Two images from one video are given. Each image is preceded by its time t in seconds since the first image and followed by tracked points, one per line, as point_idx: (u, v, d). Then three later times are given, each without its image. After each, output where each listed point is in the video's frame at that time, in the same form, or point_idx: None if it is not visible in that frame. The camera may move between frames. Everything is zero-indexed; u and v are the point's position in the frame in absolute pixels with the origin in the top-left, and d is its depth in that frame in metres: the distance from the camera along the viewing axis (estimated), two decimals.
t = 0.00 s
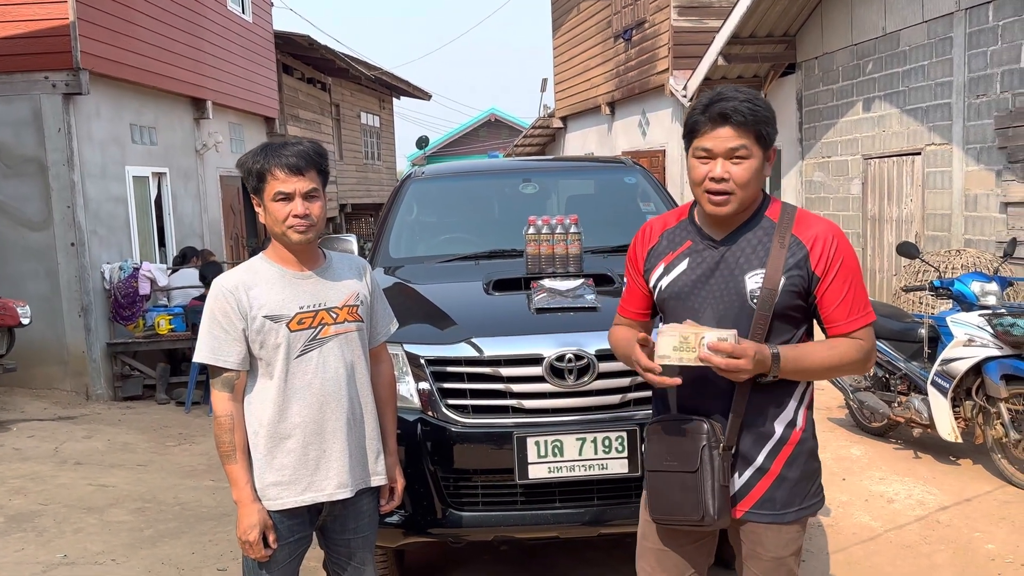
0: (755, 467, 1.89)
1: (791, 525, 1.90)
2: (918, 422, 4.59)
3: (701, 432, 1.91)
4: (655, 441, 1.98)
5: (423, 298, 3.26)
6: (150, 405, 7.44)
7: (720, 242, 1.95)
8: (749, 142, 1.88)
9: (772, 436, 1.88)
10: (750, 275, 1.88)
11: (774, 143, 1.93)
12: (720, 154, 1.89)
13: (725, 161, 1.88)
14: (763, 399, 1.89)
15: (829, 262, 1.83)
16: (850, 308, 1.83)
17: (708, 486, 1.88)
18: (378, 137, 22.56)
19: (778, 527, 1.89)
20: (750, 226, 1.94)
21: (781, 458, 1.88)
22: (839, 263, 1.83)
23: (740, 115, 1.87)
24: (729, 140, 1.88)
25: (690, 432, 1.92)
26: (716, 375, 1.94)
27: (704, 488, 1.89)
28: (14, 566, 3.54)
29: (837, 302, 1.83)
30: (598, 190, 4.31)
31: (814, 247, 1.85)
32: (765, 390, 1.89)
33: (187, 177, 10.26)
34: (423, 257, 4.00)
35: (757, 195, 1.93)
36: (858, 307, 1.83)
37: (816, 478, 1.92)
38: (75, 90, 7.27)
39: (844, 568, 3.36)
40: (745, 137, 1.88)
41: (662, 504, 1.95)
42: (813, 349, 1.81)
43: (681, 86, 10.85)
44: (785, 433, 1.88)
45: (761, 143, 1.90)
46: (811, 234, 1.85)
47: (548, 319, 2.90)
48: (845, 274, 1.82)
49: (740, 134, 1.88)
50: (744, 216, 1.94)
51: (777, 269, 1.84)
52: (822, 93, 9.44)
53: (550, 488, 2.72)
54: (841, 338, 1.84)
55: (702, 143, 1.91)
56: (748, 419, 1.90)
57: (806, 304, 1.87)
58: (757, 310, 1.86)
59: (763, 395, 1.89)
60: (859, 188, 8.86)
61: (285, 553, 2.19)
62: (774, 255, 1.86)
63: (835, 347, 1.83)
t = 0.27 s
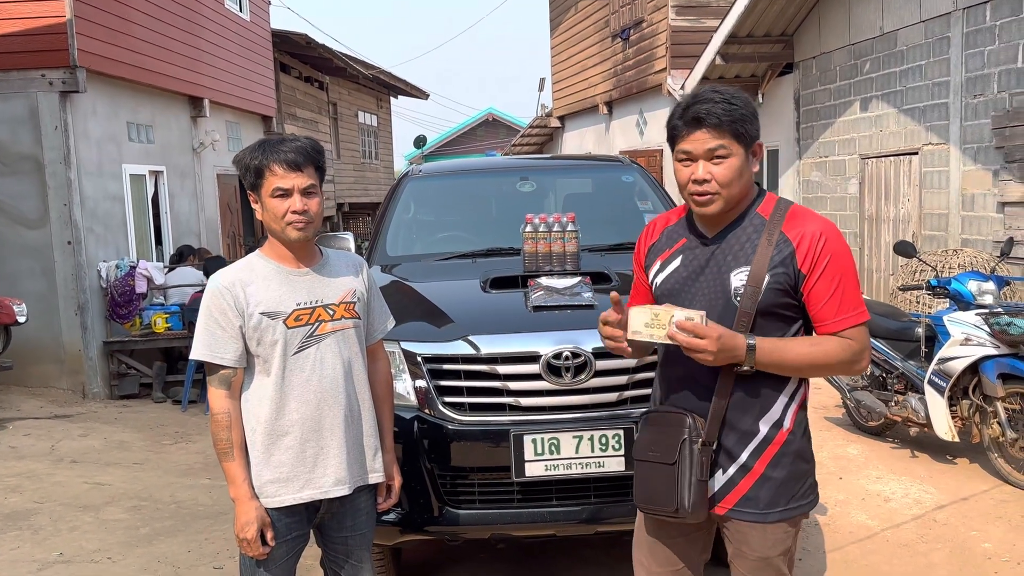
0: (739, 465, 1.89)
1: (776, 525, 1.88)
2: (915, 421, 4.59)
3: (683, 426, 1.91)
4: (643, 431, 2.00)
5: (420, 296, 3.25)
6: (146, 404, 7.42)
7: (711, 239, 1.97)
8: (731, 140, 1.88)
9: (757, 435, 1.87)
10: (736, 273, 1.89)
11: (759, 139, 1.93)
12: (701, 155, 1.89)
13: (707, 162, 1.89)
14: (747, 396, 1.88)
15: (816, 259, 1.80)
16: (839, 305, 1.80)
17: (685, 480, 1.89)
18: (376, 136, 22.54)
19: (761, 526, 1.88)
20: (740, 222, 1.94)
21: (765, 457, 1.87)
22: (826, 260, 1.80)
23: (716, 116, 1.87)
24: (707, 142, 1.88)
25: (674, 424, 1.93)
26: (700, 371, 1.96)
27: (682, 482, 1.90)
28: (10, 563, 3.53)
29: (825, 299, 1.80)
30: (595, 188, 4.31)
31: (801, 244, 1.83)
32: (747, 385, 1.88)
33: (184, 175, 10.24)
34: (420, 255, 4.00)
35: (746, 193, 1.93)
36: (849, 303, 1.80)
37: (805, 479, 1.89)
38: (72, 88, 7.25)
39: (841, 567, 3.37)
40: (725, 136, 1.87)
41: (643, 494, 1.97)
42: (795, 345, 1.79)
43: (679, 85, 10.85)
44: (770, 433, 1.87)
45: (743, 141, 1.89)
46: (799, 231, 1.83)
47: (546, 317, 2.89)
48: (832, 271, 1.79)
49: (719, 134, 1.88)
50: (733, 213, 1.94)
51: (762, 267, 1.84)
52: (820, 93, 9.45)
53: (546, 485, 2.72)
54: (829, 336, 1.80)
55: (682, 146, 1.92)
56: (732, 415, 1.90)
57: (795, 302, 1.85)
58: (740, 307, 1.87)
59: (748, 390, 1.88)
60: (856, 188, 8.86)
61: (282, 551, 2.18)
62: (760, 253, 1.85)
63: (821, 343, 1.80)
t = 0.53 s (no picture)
0: (714, 463, 1.91)
1: (758, 527, 1.88)
2: (911, 420, 4.60)
3: (658, 421, 1.96)
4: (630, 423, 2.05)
5: (416, 294, 3.26)
6: (143, 402, 7.41)
7: (699, 235, 2.00)
8: (728, 133, 1.88)
9: (731, 435, 1.88)
10: (709, 270, 1.91)
11: (760, 140, 1.93)
12: (700, 143, 1.90)
13: (703, 152, 1.90)
14: (721, 395, 1.89)
15: (782, 256, 1.79)
16: (807, 304, 1.77)
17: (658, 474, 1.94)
18: (374, 135, 22.53)
19: (738, 527, 1.89)
20: (725, 219, 1.94)
21: (740, 458, 1.87)
22: (793, 258, 1.77)
23: (722, 107, 1.87)
24: (710, 131, 1.88)
25: (650, 418, 1.98)
26: (677, 367, 1.99)
27: (655, 476, 1.95)
28: (5, 562, 3.53)
29: (791, 297, 1.78)
30: (592, 187, 4.31)
31: (768, 241, 1.81)
32: (733, 384, 1.88)
33: (181, 173, 10.23)
34: (417, 253, 3.99)
35: (737, 190, 1.93)
36: (813, 301, 1.76)
37: (784, 484, 1.87)
38: (69, 86, 7.23)
39: (836, 566, 3.37)
40: (727, 129, 1.88)
41: (625, 484, 2.03)
42: (752, 341, 1.79)
43: (677, 84, 10.85)
44: (745, 434, 1.87)
45: (742, 138, 1.89)
46: (770, 229, 1.82)
47: (542, 315, 2.89)
48: (798, 269, 1.76)
49: (720, 125, 1.88)
50: (721, 210, 1.96)
51: (731, 264, 1.85)
52: (817, 92, 9.46)
53: (542, 484, 2.72)
54: (795, 335, 1.78)
55: (681, 134, 1.93)
56: (706, 413, 1.92)
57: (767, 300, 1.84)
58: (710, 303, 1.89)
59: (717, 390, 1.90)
60: (854, 187, 8.86)
61: (279, 549, 2.18)
62: (733, 249, 1.86)
63: (785, 342, 1.78)
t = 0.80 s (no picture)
0: (698, 461, 1.91)
1: (748, 528, 1.88)
2: (908, 420, 4.60)
3: (641, 416, 1.98)
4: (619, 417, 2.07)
5: (414, 293, 3.25)
6: (141, 400, 7.41)
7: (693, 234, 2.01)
8: (723, 131, 1.88)
9: (715, 434, 1.89)
10: (698, 269, 1.92)
11: (755, 139, 1.93)
12: (693, 142, 1.91)
13: (696, 148, 1.91)
14: (705, 394, 1.90)
15: (763, 256, 1.79)
16: (782, 306, 1.76)
17: (640, 468, 1.96)
18: (373, 134, 22.53)
19: (720, 526, 1.89)
20: (717, 219, 1.95)
21: (723, 457, 1.88)
22: (773, 259, 1.77)
23: (716, 104, 1.88)
24: (702, 129, 1.89)
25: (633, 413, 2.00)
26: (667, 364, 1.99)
27: (637, 470, 1.97)
28: (2, 559, 3.53)
29: (769, 297, 1.78)
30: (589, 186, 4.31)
31: (752, 242, 1.82)
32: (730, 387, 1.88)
33: (179, 172, 10.22)
34: (415, 252, 4.00)
35: (729, 189, 1.93)
36: (789, 304, 1.76)
37: (767, 486, 1.87)
38: (67, 84, 7.23)
39: (833, 565, 3.37)
40: (719, 127, 1.88)
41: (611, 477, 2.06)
42: (727, 338, 1.80)
43: (675, 84, 10.86)
44: (728, 434, 1.88)
45: (735, 136, 1.89)
46: (756, 230, 1.82)
47: (539, 314, 2.90)
48: (777, 270, 1.76)
49: (715, 123, 1.89)
50: (713, 209, 1.97)
51: (717, 262, 1.86)
52: (816, 92, 9.46)
53: (538, 482, 2.73)
54: (771, 336, 1.78)
55: (677, 130, 1.94)
56: (689, 412, 1.93)
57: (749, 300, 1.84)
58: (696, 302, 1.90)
59: (705, 388, 1.90)
60: (852, 187, 8.87)
61: (276, 547, 2.18)
62: (721, 249, 1.87)
63: (758, 343, 1.78)
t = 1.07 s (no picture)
0: (695, 460, 1.92)
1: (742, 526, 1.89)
2: (906, 419, 4.61)
3: (640, 416, 1.99)
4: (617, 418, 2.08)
5: (412, 291, 3.26)
6: (140, 398, 7.42)
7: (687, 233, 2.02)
8: (722, 129, 1.89)
9: (712, 433, 1.90)
10: (695, 268, 1.93)
11: (752, 139, 1.94)
12: (691, 140, 1.91)
13: (694, 146, 1.91)
14: (702, 393, 1.91)
15: (764, 256, 1.80)
16: (783, 306, 1.78)
17: (639, 468, 1.97)
18: (373, 132, 22.53)
19: (717, 524, 1.90)
20: (713, 219, 1.96)
21: (720, 455, 1.89)
22: (774, 259, 1.78)
23: (716, 104, 1.89)
24: (701, 128, 1.90)
25: (632, 414, 2.01)
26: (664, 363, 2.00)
27: (636, 470, 1.97)
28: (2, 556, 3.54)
29: (770, 297, 1.79)
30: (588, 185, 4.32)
31: (751, 242, 1.82)
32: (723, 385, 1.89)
33: (179, 170, 10.23)
34: (414, 250, 4.00)
35: (725, 188, 1.94)
36: (790, 304, 1.77)
37: (762, 483, 1.88)
38: (67, 82, 7.24)
39: (829, 563, 3.39)
40: (717, 127, 1.89)
41: (610, 478, 2.06)
42: (730, 339, 1.81)
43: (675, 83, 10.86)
44: (725, 432, 1.89)
45: (733, 135, 1.90)
46: (755, 230, 1.83)
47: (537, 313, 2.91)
48: (778, 270, 1.77)
49: (714, 121, 1.89)
50: (708, 208, 1.97)
51: (716, 262, 1.86)
52: (815, 91, 9.47)
53: (536, 480, 2.74)
54: (772, 336, 1.79)
55: (675, 128, 1.94)
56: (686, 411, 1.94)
57: (748, 300, 1.85)
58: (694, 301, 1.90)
59: (702, 386, 1.91)
60: (851, 187, 8.88)
61: (274, 544, 2.19)
62: (718, 249, 1.87)
63: (761, 342, 1.79)
